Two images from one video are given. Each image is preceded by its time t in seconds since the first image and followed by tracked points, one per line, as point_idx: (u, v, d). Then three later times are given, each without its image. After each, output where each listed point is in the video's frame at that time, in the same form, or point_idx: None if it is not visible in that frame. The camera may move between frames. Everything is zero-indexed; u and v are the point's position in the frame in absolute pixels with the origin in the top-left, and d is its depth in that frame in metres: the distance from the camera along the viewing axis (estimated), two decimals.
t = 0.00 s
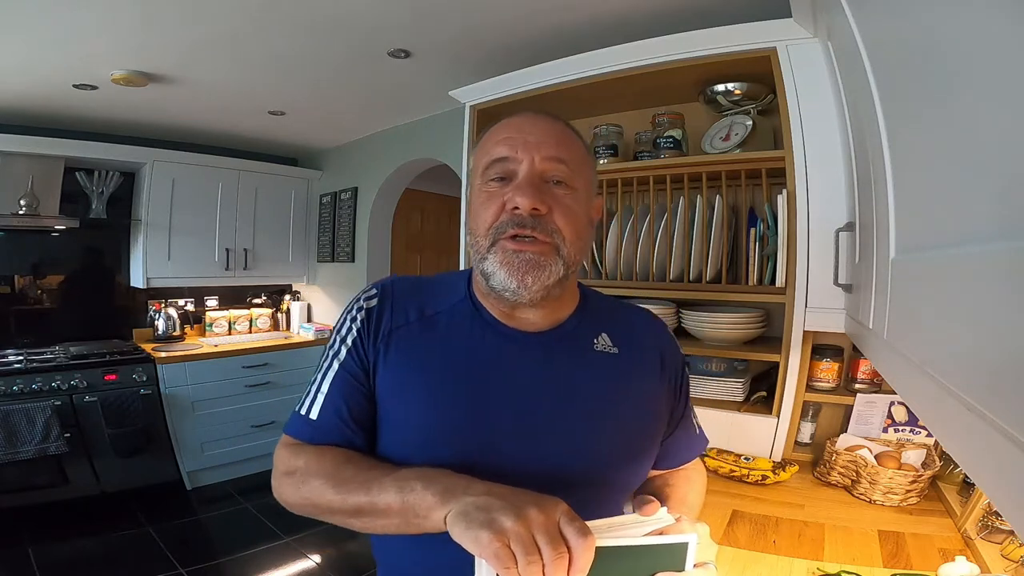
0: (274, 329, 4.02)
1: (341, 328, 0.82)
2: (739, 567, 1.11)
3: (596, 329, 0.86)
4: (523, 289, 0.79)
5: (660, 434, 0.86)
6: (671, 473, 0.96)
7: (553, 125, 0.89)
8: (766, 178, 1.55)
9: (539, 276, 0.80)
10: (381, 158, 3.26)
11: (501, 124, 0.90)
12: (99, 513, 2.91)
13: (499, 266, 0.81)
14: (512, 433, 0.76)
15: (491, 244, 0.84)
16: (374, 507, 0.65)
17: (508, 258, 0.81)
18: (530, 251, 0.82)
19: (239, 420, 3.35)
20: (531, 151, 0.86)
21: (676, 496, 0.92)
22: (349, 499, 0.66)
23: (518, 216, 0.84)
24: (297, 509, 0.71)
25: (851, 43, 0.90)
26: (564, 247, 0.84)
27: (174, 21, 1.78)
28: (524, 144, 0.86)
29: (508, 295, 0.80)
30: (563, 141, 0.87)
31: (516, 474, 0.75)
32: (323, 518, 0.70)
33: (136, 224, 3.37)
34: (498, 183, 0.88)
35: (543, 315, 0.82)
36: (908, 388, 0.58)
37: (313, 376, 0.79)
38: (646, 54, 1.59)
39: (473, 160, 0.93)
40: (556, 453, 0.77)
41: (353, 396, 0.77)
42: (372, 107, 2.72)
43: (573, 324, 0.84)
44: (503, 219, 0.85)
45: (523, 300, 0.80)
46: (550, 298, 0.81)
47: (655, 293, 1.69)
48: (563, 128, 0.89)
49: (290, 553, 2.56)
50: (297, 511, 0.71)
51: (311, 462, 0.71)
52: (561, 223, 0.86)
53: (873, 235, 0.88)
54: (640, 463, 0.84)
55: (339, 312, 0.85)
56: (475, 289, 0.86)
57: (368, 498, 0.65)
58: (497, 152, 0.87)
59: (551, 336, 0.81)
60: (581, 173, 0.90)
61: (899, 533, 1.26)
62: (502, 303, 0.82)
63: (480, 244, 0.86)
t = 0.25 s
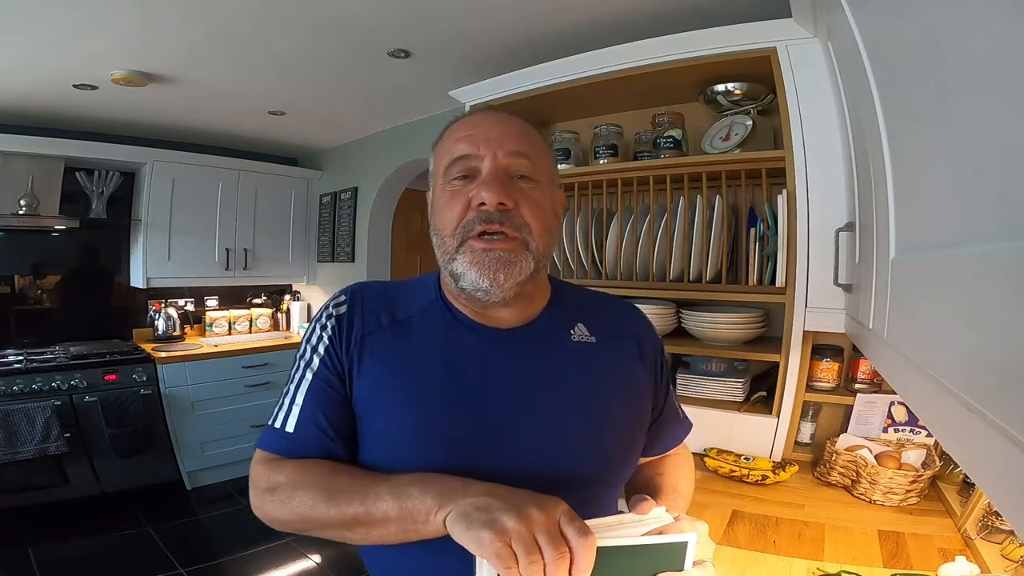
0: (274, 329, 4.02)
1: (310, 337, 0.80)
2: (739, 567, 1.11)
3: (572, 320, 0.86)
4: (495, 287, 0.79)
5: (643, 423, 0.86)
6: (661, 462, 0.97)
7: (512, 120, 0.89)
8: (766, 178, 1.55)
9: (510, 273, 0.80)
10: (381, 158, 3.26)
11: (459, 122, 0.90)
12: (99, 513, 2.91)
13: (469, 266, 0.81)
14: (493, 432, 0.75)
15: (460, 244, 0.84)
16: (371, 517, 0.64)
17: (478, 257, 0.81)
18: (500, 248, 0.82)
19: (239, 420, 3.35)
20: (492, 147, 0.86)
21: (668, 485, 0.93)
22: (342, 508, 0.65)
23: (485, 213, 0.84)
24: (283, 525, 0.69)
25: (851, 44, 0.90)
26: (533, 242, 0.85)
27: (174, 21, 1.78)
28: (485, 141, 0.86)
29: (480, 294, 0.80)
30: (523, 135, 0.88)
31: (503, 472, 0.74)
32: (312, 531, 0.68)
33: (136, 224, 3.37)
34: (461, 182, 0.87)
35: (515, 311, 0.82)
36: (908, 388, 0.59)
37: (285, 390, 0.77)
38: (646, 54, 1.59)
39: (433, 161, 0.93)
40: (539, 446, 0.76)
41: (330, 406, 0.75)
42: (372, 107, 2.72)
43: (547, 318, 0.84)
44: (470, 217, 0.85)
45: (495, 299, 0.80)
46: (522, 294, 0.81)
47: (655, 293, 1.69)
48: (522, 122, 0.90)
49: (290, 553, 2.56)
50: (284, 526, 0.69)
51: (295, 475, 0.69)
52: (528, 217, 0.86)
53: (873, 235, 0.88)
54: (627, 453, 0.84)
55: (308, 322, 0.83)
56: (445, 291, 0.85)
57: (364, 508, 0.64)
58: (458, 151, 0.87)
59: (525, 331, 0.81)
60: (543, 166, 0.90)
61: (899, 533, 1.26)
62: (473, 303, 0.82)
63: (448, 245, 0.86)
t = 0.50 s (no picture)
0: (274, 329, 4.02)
1: (298, 349, 0.81)
2: (739, 567, 1.11)
3: (554, 309, 0.86)
4: (468, 283, 0.79)
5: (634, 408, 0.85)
6: (666, 450, 0.96)
7: (468, 117, 0.89)
8: (766, 177, 1.55)
9: (483, 266, 0.80)
10: (381, 158, 3.26)
11: (417, 126, 0.91)
12: (99, 513, 2.91)
13: (441, 264, 0.80)
14: (478, 429, 0.75)
15: (431, 245, 0.83)
16: (371, 521, 0.64)
17: (450, 255, 0.81)
18: (471, 244, 0.82)
19: (239, 420, 3.35)
20: (452, 146, 0.86)
21: (674, 473, 0.92)
22: (343, 513, 0.65)
23: (452, 211, 0.83)
24: (286, 534, 0.70)
25: (851, 44, 0.90)
26: (504, 234, 0.85)
27: (174, 21, 1.78)
28: (445, 140, 0.86)
29: (454, 292, 0.80)
30: (481, 131, 0.88)
31: (493, 468, 0.74)
32: (314, 538, 0.69)
33: (136, 224, 3.37)
34: (426, 183, 0.87)
35: (490, 306, 0.82)
36: (908, 387, 0.59)
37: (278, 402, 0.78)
38: (646, 54, 1.59)
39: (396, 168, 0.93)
40: (526, 439, 0.76)
41: (322, 413, 0.76)
42: (373, 107, 2.72)
43: (526, 310, 0.84)
44: (438, 217, 0.84)
45: (469, 296, 0.80)
46: (497, 287, 0.81)
47: (655, 293, 1.69)
48: (479, 119, 0.90)
49: (290, 553, 2.56)
50: (287, 535, 0.70)
51: (295, 484, 0.69)
52: (497, 211, 0.86)
53: (873, 235, 0.88)
54: (620, 439, 0.82)
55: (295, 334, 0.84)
56: (422, 294, 0.85)
57: (364, 512, 0.65)
58: (418, 153, 0.87)
59: (503, 325, 0.81)
60: (506, 158, 0.90)
61: (899, 533, 1.26)
62: (448, 303, 0.82)
63: (420, 247, 0.85)
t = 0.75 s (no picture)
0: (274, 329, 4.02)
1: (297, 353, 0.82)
2: (739, 567, 1.11)
3: (550, 308, 0.86)
4: (461, 283, 0.79)
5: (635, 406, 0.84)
6: (672, 447, 0.95)
7: (451, 119, 0.90)
8: (766, 177, 1.55)
9: (475, 266, 0.80)
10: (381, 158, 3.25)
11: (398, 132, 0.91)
12: (99, 513, 2.91)
13: (433, 266, 0.80)
14: (477, 430, 0.75)
15: (421, 248, 0.84)
16: (372, 523, 0.64)
17: (441, 256, 0.81)
18: (462, 244, 0.82)
19: (239, 420, 3.35)
20: (437, 148, 0.86)
21: (680, 470, 0.92)
22: (344, 515, 0.65)
23: (441, 213, 0.84)
24: (287, 538, 0.70)
25: (851, 44, 0.90)
26: (495, 232, 0.85)
27: (175, 21, 1.78)
28: (429, 144, 0.86)
29: (448, 294, 0.80)
30: (464, 132, 0.88)
31: (494, 469, 0.74)
32: (315, 541, 0.69)
33: (136, 224, 3.37)
34: (413, 188, 0.87)
35: (484, 305, 0.82)
36: (908, 387, 0.59)
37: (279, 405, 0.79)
38: (646, 54, 1.59)
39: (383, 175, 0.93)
40: (524, 437, 0.76)
41: (322, 416, 0.77)
42: (373, 107, 2.72)
43: (520, 309, 0.84)
44: (426, 220, 0.85)
45: (463, 296, 0.80)
46: (491, 286, 0.81)
47: (655, 293, 1.69)
48: (461, 121, 0.90)
49: (290, 553, 2.56)
50: (288, 539, 0.70)
51: (295, 487, 0.69)
52: (487, 210, 0.86)
53: (873, 235, 0.88)
54: (622, 437, 0.82)
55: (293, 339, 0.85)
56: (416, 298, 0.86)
57: (365, 513, 0.65)
58: (403, 158, 0.87)
59: (497, 325, 0.81)
60: (492, 158, 0.91)
61: (899, 533, 1.26)
62: (442, 305, 0.82)
63: (411, 251, 0.86)
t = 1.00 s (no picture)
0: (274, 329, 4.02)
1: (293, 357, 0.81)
2: (739, 567, 1.11)
3: (562, 313, 0.86)
4: (472, 285, 0.79)
5: (641, 411, 0.84)
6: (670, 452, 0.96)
7: (466, 114, 0.89)
8: (766, 177, 1.55)
9: (486, 267, 0.80)
10: (381, 157, 3.25)
11: (412, 125, 0.91)
12: (99, 513, 2.91)
13: (443, 267, 0.80)
14: (484, 436, 0.75)
15: (432, 247, 0.83)
16: (371, 527, 0.64)
17: (452, 256, 0.81)
18: (473, 244, 0.82)
19: (239, 420, 3.35)
20: (451, 143, 0.86)
21: (678, 475, 0.92)
22: (341, 520, 0.66)
23: (453, 211, 0.83)
24: (284, 544, 0.70)
25: (851, 44, 0.90)
26: (508, 233, 0.85)
27: (174, 21, 1.78)
28: (442, 138, 0.86)
29: (458, 295, 0.80)
30: (479, 128, 0.88)
31: (498, 475, 0.74)
32: (312, 546, 0.69)
33: (136, 224, 3.37)
34: (424, 183, 0.87)
35: (494, 307, 0.82)
36: (908, 387, 0.59)
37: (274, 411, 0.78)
38: (646, 54, 1.59)
39: (393, 169, 0.93)
40: (532, 442, 0.75)
41: (318, 423, 0.76)
42: (373, 107, 2.72)
43: (531, 312, 0.83)
44: (438, 217, 0.84)
45: (473, 298, 0.80)
46: (502, 288, 0.81)
47: (655, 293, 1.69)
48: (476, 116, 0.90)
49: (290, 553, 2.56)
50: (285, 545, 0.70)
51: (291, 492, 0.70)
52: (500, 209, 0.86)
53: (874, 236, 0.88)
54: (626, 442, 0.82)
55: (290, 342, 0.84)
56: (424, 298, 0.85)
57: (364, 518, 0.65)
58: (416, 152, 0.87)
59: (506, 328, 0.81)
60: (506, 155, 0.91)
61: (899, 533, 1.26)
62: (451, 306, 0.82)
63: (421, 250, 0.85)
